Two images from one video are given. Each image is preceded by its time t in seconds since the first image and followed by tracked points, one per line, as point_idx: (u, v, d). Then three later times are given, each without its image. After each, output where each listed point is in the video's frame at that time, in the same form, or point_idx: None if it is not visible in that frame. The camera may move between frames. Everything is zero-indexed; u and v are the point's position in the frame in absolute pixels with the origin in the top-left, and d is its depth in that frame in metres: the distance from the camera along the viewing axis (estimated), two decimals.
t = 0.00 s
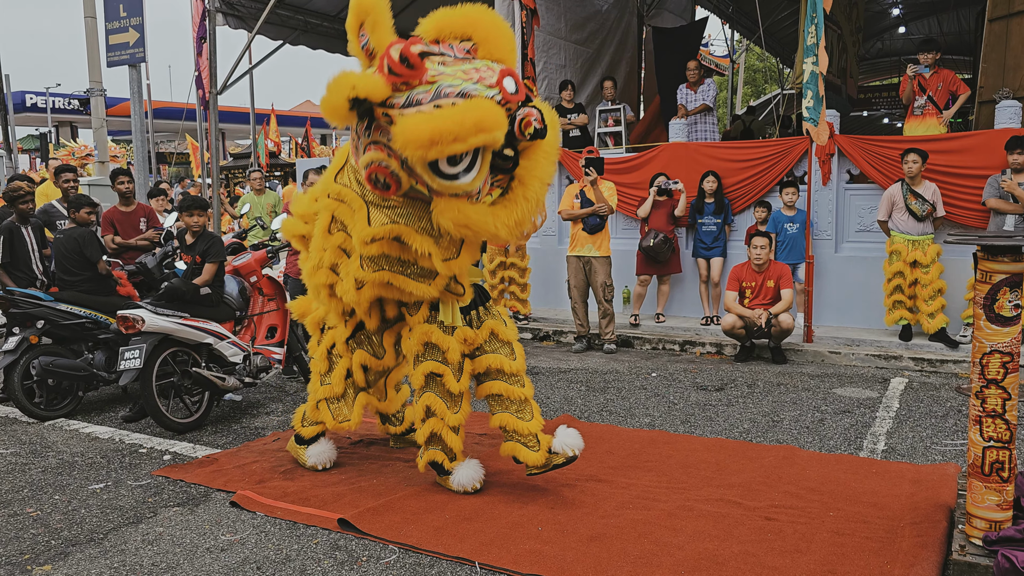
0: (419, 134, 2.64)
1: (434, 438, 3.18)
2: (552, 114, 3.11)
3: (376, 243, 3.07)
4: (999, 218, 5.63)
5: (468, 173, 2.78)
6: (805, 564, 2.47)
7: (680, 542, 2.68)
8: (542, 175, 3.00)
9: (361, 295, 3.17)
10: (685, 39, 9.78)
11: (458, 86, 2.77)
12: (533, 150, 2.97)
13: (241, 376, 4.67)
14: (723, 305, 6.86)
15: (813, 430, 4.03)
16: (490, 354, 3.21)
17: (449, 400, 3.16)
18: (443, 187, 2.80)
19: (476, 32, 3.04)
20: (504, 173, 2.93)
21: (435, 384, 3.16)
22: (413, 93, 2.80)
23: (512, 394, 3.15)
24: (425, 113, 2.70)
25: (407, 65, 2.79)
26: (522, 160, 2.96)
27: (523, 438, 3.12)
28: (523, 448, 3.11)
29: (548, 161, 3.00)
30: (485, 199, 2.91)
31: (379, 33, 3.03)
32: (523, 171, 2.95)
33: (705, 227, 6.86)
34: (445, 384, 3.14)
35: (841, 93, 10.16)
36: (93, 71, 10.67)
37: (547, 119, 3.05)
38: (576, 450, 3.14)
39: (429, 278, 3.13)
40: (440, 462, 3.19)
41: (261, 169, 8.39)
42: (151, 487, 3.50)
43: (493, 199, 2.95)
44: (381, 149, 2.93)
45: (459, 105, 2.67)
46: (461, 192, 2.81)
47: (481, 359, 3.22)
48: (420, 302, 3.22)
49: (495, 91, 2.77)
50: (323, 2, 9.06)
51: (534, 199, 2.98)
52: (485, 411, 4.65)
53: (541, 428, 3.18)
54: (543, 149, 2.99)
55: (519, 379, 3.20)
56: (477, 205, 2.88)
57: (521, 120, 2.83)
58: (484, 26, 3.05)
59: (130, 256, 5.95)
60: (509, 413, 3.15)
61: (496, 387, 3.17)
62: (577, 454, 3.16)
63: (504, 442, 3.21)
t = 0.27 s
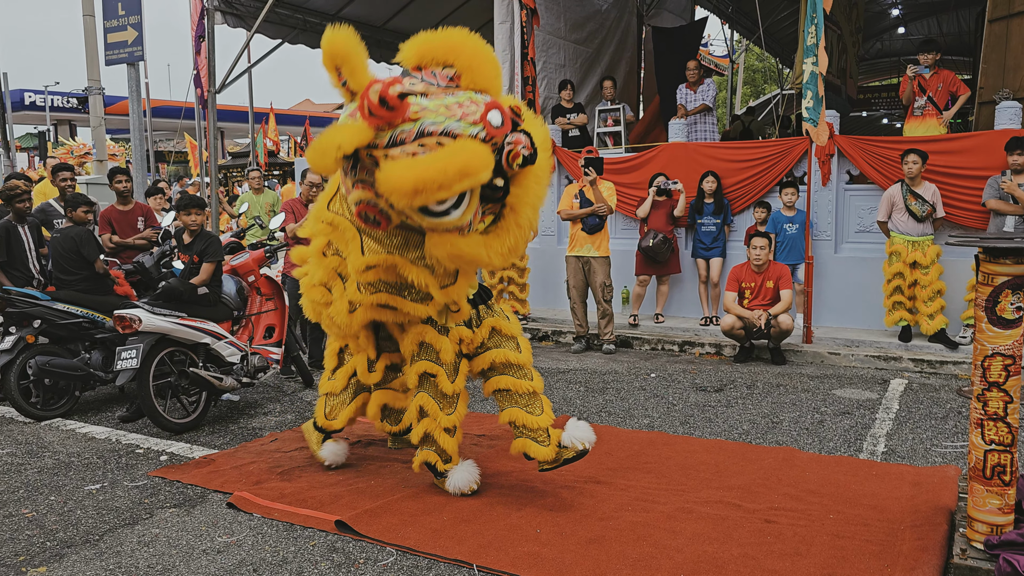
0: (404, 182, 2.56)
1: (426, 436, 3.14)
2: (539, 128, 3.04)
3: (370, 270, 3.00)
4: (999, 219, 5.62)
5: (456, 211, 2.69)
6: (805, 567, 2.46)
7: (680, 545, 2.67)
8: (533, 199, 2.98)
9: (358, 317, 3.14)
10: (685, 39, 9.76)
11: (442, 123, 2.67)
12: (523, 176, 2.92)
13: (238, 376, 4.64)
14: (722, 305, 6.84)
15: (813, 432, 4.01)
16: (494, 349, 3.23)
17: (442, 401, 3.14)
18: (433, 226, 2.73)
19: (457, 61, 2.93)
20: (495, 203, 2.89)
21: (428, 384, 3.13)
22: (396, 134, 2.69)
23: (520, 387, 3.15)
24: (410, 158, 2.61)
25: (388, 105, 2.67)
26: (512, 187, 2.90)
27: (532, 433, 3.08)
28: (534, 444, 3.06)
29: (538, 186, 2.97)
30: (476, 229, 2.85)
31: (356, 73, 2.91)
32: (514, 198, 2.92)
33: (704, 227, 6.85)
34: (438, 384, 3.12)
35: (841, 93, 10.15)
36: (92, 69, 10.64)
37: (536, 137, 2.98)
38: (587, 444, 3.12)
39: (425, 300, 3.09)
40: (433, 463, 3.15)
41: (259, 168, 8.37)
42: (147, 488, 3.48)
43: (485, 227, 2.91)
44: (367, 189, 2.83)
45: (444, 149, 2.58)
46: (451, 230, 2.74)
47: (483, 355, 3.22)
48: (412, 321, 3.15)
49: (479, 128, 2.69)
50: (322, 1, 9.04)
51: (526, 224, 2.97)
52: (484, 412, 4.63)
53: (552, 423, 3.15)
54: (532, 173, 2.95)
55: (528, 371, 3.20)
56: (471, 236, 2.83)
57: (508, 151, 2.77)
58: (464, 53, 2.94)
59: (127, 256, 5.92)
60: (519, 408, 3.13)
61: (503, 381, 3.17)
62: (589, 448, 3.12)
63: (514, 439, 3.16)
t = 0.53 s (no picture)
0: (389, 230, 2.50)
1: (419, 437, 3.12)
2: (528, 146, 3.01)
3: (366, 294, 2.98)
4: (998, 219, 5.61)
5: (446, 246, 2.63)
6: (803, 570, 2.44)
7: (678, 547, 2.65)
8: (524, 224, 2.99)
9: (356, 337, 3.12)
10: (684, 39, 9.74)
11: (425, 163, 2.60)
12: (513, 202, 2.92)
13: (235, 376, 4.62)
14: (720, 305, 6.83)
15: (811, 433, 4.00)
16: (497, 345, 3.20)
17: (437, 402, 3.11)
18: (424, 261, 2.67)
19: (440, 92, 2.78)
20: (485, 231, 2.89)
21: (424, 384, 3.11)
22: (382, 176, 2.63)
23: (524, 382, 3.14)
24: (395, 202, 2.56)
25: (372, 149, 2.62)
26: (502, 214, 2.91)
27: (536, 428, 3.07)
28: (539, 439, 3.05)
29: (530, 211, 2.97)
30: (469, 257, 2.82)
31: (336, 113, 2.79)
32: (505, 227, 2.94)
33: (702, 227, 6.84)
34: (433, 386, 3.09)
35: (840, 93, 10.13)
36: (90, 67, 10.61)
37: (523, 158, 2.96)
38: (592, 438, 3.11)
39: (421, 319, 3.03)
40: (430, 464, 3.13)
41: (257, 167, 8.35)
42: (143, 489, 3.46)
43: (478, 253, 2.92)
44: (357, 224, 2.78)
45: (429, 193, 2.53)
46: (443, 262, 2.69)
47: (484, 352, 3.20)
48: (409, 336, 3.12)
49: (464, 165, 2.63)
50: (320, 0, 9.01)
51: (518, 249, 2.99)
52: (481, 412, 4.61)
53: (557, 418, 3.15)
54: (523, 198, 2.95)
55: (531, 366, 3.20)
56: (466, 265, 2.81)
57: (496, 182, 2.78)
58: (448, 85, 2.78)
59: (124, 255, 5.90)
60: (523, 404, 3.12)
61: (507, 377, 3.16)
62: (594, 443, 3.12)
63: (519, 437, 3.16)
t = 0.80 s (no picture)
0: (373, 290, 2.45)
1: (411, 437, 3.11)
2: (513, 174, 2.96)
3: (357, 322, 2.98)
4: (996, 220, 5.60)
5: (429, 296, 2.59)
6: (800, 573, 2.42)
7: (674, 550, 2.63)
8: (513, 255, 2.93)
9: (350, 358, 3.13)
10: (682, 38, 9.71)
11: (406, 215, 2.53)
12: (502, 235, 2.87)
13: (229, 376, 4.59)
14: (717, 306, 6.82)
15: (808, 435, 3.98)
16: (494, 343, 3.17)
17: (430, 402, 3.09)
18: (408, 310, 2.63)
19: (417, 138, 2.66)
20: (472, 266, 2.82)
21: (418, 385, 3.09)
22: (363, 230, 2.54)
23: (523, 379, 3.11)
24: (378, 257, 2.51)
25: (352, 205, 2.52)
26: (490, 248, 2.85)
27: (537, 425, 3.05)
28: (540, 436, 3.02)
29: (519, 242, 2.91)
30: (458, 288, 2.78)
31: (312, 169, 2.67)
32: (494, 257, 2.87)
33: (699, 227, 6.83)
34: (426, 386, 3.07)
35: (837, 92, 10.12)
36: (85, 65, 10.56)
37: (508, 188, 2.90)
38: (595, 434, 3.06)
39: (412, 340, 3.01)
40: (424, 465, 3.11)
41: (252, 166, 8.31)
42: (134, 490, 3.43)
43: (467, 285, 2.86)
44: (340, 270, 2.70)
45: (412, 252, 2.47)
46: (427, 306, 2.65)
47: (483, 350, 3.17)
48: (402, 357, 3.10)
49: (444, 214, 2.57)
50: None
51: (508, 279, 2.90)
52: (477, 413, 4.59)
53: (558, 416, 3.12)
54: (511, 227, 2.89)
55: (530, 363, 3.17)
56: (455, 296, 2.77)
57: (481, 224, 2.74)
58: (425, 130, 2.66)
59: (118, 254, 5.86)
60: (522, 401, 3.10)
61: (506, 375, 3.13)
62: (597, 438, 3.07)
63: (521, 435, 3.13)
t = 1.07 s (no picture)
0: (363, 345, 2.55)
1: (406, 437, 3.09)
2: (500, 205, 2.95)
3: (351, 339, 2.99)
4: (993, 220, 5.58)
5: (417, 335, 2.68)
6: None
7: (669, 553, 2.61)
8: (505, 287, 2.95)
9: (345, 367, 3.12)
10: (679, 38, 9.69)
11: (391, 271, 2.55)
12: (490, 272, 2.89)
13: (222, 375, 4.55)
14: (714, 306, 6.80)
15: (804, 436, 3.96)
16: (489, 344, 3.12)
17: (425, 403, 3.06)
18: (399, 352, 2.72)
19: (399, 194, 2.59)
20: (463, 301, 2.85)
21: (413, 387, 3.07)
22: (349, 282, 2.55)
23: (518, 380, 3.08)
24: (363, 314, 2.56)
25: (337, 266, 2.53)
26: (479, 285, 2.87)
27: (533, 426, 3.02)
28: (536, 437, 2.99)
29: (509, 275, 2.92)
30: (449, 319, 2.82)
31: (293, 231, 2.59)
32: (482, 291, 2.89)
33: (696, 227, 6.81)
34: (421, 386, 3.05)
35: (834, 92, 10.11)
36: (80, 62, 10.50)
37: (494, 222, 2.90)
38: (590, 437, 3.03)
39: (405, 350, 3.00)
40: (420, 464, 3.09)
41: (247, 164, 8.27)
42: (126, 491, 3.40)
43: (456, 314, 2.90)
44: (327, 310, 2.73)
45: (399, 308, 2.54)
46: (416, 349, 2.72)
47: (479, 351, 3.13)
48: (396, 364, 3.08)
49: (428, 269, 2.59)
50: None
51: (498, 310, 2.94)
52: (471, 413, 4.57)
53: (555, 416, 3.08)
54: (500, 261, 2.90)
55: (525, 362, 3.14)
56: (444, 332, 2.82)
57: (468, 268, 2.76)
58: (407, 185, 2.58)
59: (111, 252, 5.81)
60: (519, 401, 3.07)
61: (502, 375, 3.10)
62: (593, 441, 3.04)
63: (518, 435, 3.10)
